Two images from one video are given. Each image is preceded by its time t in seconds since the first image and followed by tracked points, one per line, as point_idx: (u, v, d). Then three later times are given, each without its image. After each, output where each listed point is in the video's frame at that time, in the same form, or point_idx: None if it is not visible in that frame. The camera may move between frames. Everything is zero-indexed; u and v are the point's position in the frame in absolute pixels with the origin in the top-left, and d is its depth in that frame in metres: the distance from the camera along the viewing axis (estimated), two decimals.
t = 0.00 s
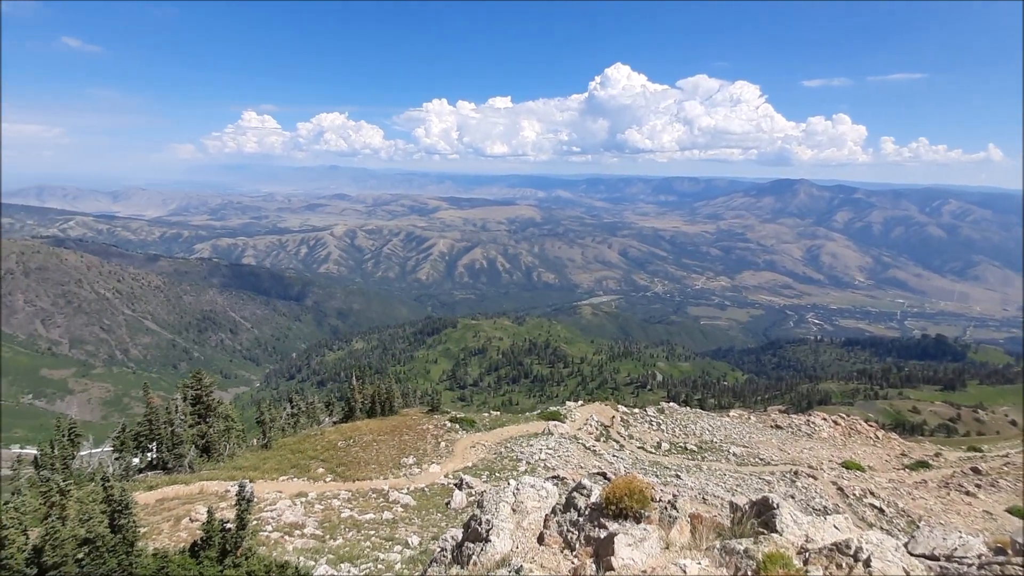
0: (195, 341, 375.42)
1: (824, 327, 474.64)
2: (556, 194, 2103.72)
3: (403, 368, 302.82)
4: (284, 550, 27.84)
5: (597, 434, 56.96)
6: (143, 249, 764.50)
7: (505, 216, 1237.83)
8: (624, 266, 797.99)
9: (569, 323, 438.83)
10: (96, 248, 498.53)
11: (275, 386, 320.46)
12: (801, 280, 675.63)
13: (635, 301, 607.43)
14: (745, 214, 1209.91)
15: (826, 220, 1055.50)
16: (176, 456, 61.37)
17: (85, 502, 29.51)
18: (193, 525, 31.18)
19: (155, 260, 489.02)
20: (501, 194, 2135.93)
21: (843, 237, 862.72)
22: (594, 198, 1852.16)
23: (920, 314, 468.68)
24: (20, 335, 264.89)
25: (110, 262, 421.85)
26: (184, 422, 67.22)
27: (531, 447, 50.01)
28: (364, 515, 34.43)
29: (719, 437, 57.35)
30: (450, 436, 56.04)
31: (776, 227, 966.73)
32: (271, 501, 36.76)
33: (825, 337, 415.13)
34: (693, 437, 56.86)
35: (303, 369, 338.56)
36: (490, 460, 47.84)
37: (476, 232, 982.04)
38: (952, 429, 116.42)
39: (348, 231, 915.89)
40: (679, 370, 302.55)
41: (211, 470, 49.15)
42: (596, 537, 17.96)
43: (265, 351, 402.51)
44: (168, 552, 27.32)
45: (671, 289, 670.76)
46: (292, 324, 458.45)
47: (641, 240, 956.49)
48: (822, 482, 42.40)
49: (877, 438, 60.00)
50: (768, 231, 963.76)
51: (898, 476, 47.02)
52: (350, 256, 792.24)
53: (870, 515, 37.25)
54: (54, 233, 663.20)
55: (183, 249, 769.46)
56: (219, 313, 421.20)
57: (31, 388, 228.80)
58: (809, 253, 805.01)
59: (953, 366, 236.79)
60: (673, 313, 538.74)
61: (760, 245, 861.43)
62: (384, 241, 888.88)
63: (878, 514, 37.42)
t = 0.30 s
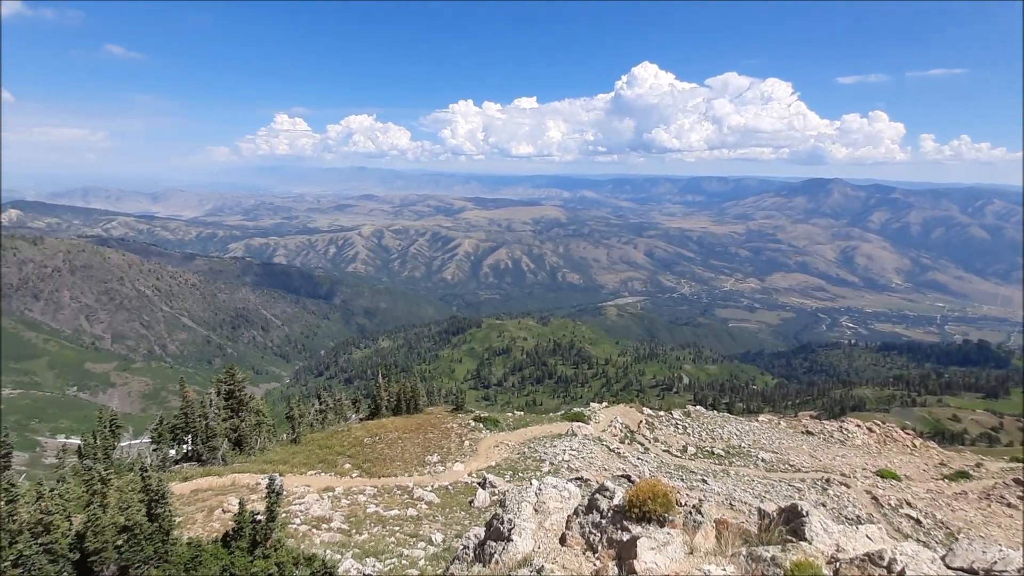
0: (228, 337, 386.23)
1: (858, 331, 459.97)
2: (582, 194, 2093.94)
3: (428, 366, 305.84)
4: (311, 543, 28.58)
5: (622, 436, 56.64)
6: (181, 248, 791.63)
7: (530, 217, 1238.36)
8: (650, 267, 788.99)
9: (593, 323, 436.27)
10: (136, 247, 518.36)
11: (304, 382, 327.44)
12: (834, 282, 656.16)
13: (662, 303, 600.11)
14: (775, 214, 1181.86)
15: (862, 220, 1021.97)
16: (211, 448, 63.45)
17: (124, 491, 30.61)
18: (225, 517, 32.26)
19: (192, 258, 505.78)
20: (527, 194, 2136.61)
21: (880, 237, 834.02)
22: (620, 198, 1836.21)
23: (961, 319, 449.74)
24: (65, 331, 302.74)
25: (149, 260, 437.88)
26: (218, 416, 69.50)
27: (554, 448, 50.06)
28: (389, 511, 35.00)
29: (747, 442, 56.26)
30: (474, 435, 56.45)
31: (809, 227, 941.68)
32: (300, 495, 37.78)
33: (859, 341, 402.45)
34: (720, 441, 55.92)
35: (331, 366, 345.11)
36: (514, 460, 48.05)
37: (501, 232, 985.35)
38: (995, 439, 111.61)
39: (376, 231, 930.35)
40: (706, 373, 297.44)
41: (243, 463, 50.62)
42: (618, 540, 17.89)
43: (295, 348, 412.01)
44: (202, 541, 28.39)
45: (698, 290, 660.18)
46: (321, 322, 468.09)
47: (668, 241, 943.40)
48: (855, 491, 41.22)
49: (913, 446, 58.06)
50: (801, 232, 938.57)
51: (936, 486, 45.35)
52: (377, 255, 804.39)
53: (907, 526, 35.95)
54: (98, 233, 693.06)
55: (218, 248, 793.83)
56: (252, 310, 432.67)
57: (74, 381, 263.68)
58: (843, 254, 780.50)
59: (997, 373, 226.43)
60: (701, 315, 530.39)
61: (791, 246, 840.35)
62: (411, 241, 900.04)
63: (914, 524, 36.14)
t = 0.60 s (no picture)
0: (250, 334, 393.14)
1: (883, 335, 449.68)
2: (599, 195, 2084.30)
3: (444, 365, 307.61)
4: (329, 538, 29.03)
5: (639, 438, 56.30)
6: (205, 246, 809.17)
7: (548, 217, 1237.26)
8: (669, 268, 782.12)
9: (610, 324, 434.01)
10: (163, 245, 530.85)
11: (323, 379, 331.59)
12: (859, 285, 642.54)
13: (680, 304, 594.46)
14: (798, 215, 1161.23)
15: (889, 222, 997.69)
16: (232, 443, 64.62)
17: (149, 484, 31.30)
18: (246, 510, 32.95)
19: (216, 257, 516.01)
20: (544, 194, 2135.05)
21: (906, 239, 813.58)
22: (638, 199, 1822.58)
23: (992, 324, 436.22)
24: (94, 326, 321.69)
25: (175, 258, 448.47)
26: (239, 412, 70.78)
27: (570, 449, 50.00)
28: (406, 508, 35.35)
29: (767, 447, 55.43)
30: (490, 435, 56.53)
31: (832, 228, 923.14)
32: (318, 490, 38.32)
33: (884, 345, 393.46)
34: (739, 445, 55.29)
35: (349, 364, 349.35)
36: (529, 460, 48.09)
37: (519, 233, 985.69)
38: None
39: (394, 231, 939.09)
40: (726, 377, 293.35)
41: (263, 457, 51.52)
42: (636, 542, 17.81)
43: (315, 345, 417.54)
44: (224, 534, 29.20)
45: (717, 292, 652.11)
46: (340, 320, 473.91)
47: (687, 242, 934.02)
48: (879, 499, 40.34)
49: (941, 454, 56.45)
50: (824, 233, 920.14)
51: (963, 495, 44.10)
52: (395, 255, 810.89)
53: (932, 535, 35.04)
54: (126, 232, 711.19)
55: (241, 246, 809.56)
56: (273, 308, 439.94)
57: (102, 376, 275.90)
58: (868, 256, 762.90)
59: None
60: (720, 317, 524.20)
61: (814, 248, 824.63)
62: (428, 241, 906.06)
63: (941, 534, 35.21)
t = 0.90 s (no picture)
0: (272, 331, 399.76)
1: (909, 339, 438.74)
2: (618, 195, 2072.16)
3: (462, 365, 309.20)
4: (348, 534, 29.43)
5: (657, 441, 55.90)
6: (229, 245, 825.14)
7: (566, 217, 1234.09)
8: (688, 270, 773.88)
9: (628, 325, 431.08)
10: (189, 243, 543.02)
11: (342, 377, 335.82)
12: (884, 287, 627.43)
13: (699, 306, 587.49)
14: (821, 216, 1138.02)
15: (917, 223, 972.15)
16: (254, 438, 65.89)
17: (175, 476, 32.05)
18: (267, 504, 33.60)
19: (239, 255, 526.00)
20: (562, 194, 2129.30)
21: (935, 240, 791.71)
22: (657, 199, 1807.31)
23: None
24: (123, 322, 329.62)
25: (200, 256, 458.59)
26: (262, 407, 72.18)
27: (588, 450, 49.84)
28: (423, 506, 35.61)
29: (788, 452, 54.60)
30: (507, 435, 56.68)
31: (857, 228, 903.52)
32: (337, 486, 38.89)
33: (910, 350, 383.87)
34: (759, 450, 54.50)
35: (368, 362, 353.26)
36: (546, 460, 48.15)
37: (537, 233, 984.89)
38: None
39: (413, 230, 946.33)
40: (746, 380, 289.33)
41: (284, 453, 52.39)
42: (657, 546, 17.68)
43: (334, 343, 422.76)
44: (245, 527, 29.79)
45: (738, 294, 642.66)
46: (359, 318, 479.28)
47: (707, 243, 922.73)
48: (903, 508, 39.45)
49: (969, 462, 54.89)
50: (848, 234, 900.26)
51: (991, 505, 42.87)
52: (414, 254, 817.24)
53: (959, 544, 34.18)
54: (154, 230, 729.08)
55: (263, 245, 823.98)
56: (294, 306, 446.69)
57: (130, 370, 283.54)
58: (895, 258, 744.51)
59: None
60: (740, 319, 516.73)
61: (838, 249, 807.85)
62: (446, 240, 910.88)
63: (967, 544, 34.39)
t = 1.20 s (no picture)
0: (288, 330, 404.65)
1: (930, 342, 429.95)
2: (631, 195, 2061.08)
3: (474, 364, 310.03)
4: (361, 531, 29.77)
5: (670, 443, 55.58)
6: (245, 244, 836.50)
7: (580, 218, 1230.94)
8: (702, 271, 767.50)
9: (642, 326, 428.73)
10: (207, 243, 551.54)
11: (356, 375, 338.67)
12: (904, 290, 615.38)
13: (714, 307, 581.99)
14: (840, 216, 1119.34)
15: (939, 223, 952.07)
16: (270, 435, 66.65)
17: (193, 471, 32.47)
18: (283, 500, 34.11)
19: (256, 254, 532.55)
20: (576, 194, 2122.61)
21: (958, 241, 774.78)
22: (672, 199, 1793.74)
23: None
24: (143, 320, 335.78)
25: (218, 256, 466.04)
26: (277, 405, 73.09)
27: (600, 451, 49.70)
28: (436, 505, 35.80)
29: (805, 456, 53.87)
30: (520, 435, 56.78)
31: (876, 229, 887.08)
32: (351, 484, 39.19)
33: (931, 354, 376.09)
34: (775, 454, 53.93)
35: (381, 361, 355.41)
36: (559, 461, 48.18)
37: (550, 233, 983.07)
38: None
39: (426, 230, 950.48)
40: (762, 382, 285.91)
41: (300, 451, 52.99)
42: (671, 549, 17.67)
43: (348, 342, 426.48)
44: (262, 523, 30.18)
45: (753, 295, 635.37)
46: (373, 318, 483.15)
47: (722, 243, 914.04)
48: (923, 514, 38.80)
49: (991, 469, 53.69)
50: (868, 234, 884.46)
51: (1014, 513, 41.94)
52: (427, 254, 820.40)
53: (979, 552, 33.54)
54: (173, 229, 741.05)
55: (279, 245, 833.33)
56: (309, 305, 451.36)
57: (151, 367, 288.97)
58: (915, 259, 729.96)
59: None
60: (756, 321, 510.76)
61: (857, 249, 794.14)
62: (460, 240, 913.47)
63: (987, 551, 33.75)
